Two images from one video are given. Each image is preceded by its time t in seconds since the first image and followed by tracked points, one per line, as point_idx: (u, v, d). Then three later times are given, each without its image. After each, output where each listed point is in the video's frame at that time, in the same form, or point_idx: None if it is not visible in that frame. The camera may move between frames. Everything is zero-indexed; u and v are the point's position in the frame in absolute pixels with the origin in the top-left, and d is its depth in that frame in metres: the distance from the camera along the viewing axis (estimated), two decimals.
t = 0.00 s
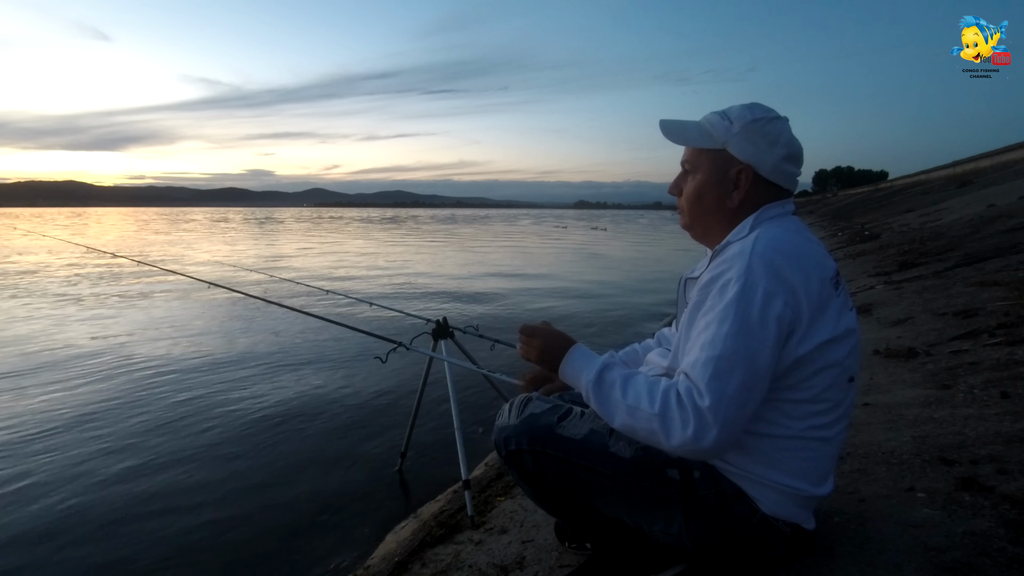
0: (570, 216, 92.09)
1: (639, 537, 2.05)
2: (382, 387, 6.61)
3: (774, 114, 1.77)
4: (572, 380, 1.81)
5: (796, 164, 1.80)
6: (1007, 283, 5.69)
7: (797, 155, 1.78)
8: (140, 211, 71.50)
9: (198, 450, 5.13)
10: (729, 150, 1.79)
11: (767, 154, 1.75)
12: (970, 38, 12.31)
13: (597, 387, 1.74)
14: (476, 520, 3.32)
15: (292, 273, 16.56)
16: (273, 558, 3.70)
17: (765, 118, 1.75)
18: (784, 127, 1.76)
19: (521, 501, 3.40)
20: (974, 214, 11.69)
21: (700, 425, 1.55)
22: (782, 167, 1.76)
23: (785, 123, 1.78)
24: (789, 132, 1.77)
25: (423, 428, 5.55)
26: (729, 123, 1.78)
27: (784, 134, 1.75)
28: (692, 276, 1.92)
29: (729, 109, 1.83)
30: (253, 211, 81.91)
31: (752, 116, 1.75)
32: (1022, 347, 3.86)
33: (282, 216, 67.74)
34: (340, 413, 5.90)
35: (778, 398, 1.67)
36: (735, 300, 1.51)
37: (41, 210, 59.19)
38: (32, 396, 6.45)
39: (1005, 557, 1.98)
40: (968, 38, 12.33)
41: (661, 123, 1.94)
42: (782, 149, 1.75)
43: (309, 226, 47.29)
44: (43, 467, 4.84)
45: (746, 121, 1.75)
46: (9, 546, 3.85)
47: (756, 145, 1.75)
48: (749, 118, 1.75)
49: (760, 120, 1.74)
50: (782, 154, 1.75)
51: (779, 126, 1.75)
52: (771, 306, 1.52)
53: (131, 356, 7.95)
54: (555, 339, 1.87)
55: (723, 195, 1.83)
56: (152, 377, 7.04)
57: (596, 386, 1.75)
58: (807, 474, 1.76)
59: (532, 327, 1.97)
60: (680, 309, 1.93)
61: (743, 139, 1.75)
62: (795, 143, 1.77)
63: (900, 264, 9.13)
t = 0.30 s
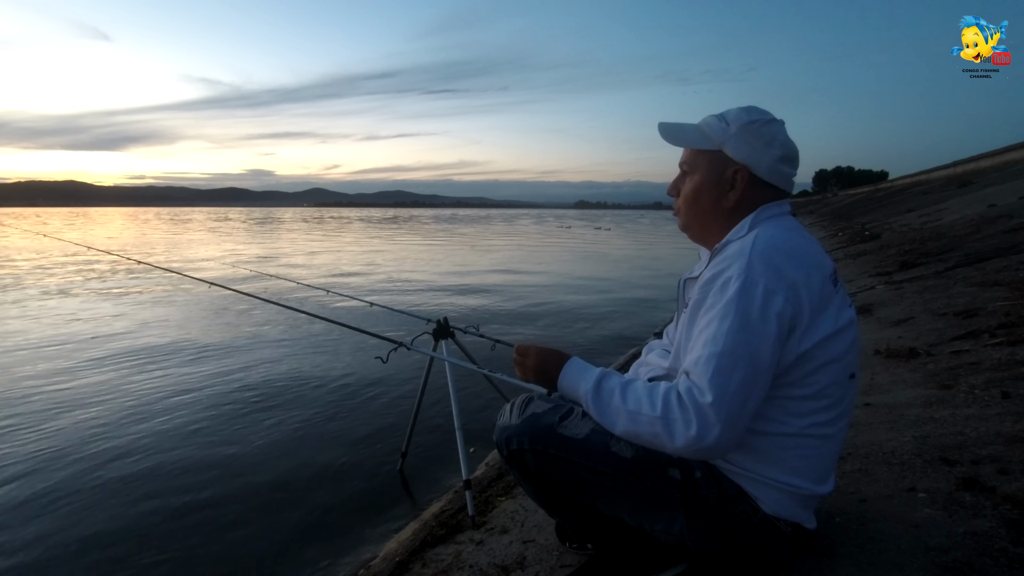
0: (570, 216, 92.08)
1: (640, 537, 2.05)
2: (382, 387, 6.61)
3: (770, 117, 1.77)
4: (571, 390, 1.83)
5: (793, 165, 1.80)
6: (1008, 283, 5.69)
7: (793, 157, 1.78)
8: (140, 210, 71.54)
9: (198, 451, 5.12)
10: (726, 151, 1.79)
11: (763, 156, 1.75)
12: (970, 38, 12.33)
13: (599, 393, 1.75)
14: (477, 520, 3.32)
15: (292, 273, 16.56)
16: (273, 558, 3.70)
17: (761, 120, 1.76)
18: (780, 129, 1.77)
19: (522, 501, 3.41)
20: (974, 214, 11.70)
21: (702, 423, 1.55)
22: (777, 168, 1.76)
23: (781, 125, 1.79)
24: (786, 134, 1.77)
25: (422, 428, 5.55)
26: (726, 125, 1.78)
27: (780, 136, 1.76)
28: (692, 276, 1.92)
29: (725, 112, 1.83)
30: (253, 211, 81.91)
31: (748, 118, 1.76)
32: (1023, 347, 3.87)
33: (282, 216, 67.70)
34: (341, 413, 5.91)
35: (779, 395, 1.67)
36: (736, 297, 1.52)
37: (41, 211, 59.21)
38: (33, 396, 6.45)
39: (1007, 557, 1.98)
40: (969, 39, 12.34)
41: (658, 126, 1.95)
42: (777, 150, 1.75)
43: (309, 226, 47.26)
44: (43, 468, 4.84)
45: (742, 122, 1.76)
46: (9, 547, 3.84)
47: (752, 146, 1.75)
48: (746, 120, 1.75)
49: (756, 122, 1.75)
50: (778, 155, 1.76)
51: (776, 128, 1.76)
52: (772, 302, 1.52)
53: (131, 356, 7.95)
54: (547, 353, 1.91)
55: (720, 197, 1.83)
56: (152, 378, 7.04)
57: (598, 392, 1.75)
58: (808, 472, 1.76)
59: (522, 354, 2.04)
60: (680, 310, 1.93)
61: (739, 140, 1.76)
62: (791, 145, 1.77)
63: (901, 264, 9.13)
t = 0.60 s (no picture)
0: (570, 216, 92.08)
1: (640, 537, 2.05)
2: (383, 388, 6.62)
3: (760, 117, 1.77)
4: (573, 392, 1.83)
5: (785, 165, 1.80)
6: (1008, 283, 5.69)
7: (785, 157, 1.78)
8: (141, 210, 71.64)
9: (198, 451, 5.13)
10: (718, 153, 1.79)
11: (754, 157, 1.75)
12: (970, 38, 12.31)
13: (601, 394, 1.75)
14: (477, 520, 3.32)
15: (293, 273, 16.58)
16: (274, 560, 3.71)
17: (751, 121, 1.76)
18: (771, 129, 1.77)
19: (522, 501, 3.41)
20: (974, 214, 11.70)
21: (702, 423, 1.55)
22: (769, 168, 1.76)
23: (773, 125, 1.79)
24: (777, 134, 1.77)
25: (423, 428, 5.55)
26: (717, 127, 1.78)
27: (771, 136, 1.76)
28: (689, 277, 1.92)
29: (716, 114, 1.84)
30: (253, 211, 81.98)
31: (738, 120, 1.76)
32: (1023, 347, 3.87)
33: (282, 216, 67.74)
34: (341, 414, 5.91)
35: (777, 393, 1.68)
36: (731, 296, 1.52)
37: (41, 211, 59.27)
38: (33, 397, 6.46)
39: (1006, 557, 1.98)
40: (969, 38, 12.32)
41: (652, 131, 1.96)
42: (769, 150, 1.75)
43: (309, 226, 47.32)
44: (44, 470, 4.85)
45: (732, 124, 1.76)
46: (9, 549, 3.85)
47: (743, 147, 1.75)
48: (736, 122, 1.76)
49: (746, 123, 1.75)
50: (769, 155, 1.75)
51: (766, 128, 1.76)
52: (768, 300, 1.53)
53: (131, 357, 7.95)
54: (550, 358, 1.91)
55: (713, 198, 1.83)
56: (153, 379, 7.05)
57: (599, 393, 1.76)
58: (807, 470, 1.76)
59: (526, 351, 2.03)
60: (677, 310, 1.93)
61: (730, 142, 1.76)
62: (783, 145, 1.77)
63: (901, 264, 9.13)
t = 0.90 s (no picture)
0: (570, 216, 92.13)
1: (641, 537, 2.05)
2: (382, 388, 6.61)
3: (761, 117, 1.77)
4: (590, 394, 1.84)
5: (786, 164, 1.79)
6: (1009, 283, 5.69)
7: (786, 157, 1.78)
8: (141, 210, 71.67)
9: (197, 452, 5.13)
10: (719, 153, 1.79)
11: (755, 157, 1.75)
12: (970, 38, 12.29)
13: (614, 398, 1.76)
14: (478, 521, 3.32)
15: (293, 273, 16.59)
16: (273, 560, 3.71)
17: (752, 121, 1.76)
18: (771, 129, 1.76)
19: (522, 501, 3.41)
20: (974, 214, 11.70)
21: (711, 428, 1.55)
22: (770, 168, 1.76)
23: (773, 125, 1.79)
24: (777, 134, 1.77)
25: (423, 428, 5.55)
26: (717, 127, 1.78)
27: (771, 136, 1.76)
28: (690, 279, 1.92)
29: (716, 114, 1.84)
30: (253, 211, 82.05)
31: (738, 120, 1.76)
32: None
33: (282, 216, 67.84)
34: (341, 414, 5.91)
35: (781, 396, 1.68)
36: (736, 300, 1.52)
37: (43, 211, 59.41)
38: (33, 398, 6.46)
39: (1007, 557, 1.98)
40: (969, 38, 12.30)
41: (652, 131, 1.96)
42: (770, 150, 1.75)
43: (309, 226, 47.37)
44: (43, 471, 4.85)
45: (733, 124, 1.76)
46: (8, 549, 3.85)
47: (744, 147, 1.75)
48: (736, 122, 1.76)
49: (746, 123, 1.75)
50: (770, 156, 1.75)
51: (767, 128, 1.76)
52: (772, 303, 1.52)
53: (131, 357, 7.95)
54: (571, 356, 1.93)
55: (714, 199, 1.83)
56: (153, 379, 7.05)
57: (613, 397, 1.76)
58: (810, 471, 1.76)
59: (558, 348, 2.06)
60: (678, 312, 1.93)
61: (731, 142, 1.76)
62: (784, 145, 1.77)
63: (902, 264, 9.13)
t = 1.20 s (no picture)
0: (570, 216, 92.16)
1: (640, 538, 2.05)
2: (382, 388, 6.62)
3: (767, 116, 1.77)
4: (597, 394, 1.84)
5: (792, 164, 1.80)
6: (1009, 283, 5.69)
7: (792, 155, 1.78)
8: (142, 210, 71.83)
9: (196, 452, 5.13)
10: (724, 153, 1.79)
11: (761, 157, 1.75)
12: (970, 38, 12.31)
13: (620, 398, 1.76)
14: (477, 520, 3.33)
15: (293, 273, 16.60)
16: (273, 561, 3.71)
17: (758, 120, 1.76)
18: (777, 128, 1.77)
19: (522, 501, 3.41)
20: (974, 214, 11.71)
21: (709, 431, 1.55)
22: (777, 167, 1.76)
23: (779, 124, 1.79)
24: (783, 133, 1.77)
25: (422, 428, 5.55)
26: (723, 126, 1.78)
27: (777, 135, 1.76)
28: (693, 279, 1.92)
29: (721, 112, 1.84)
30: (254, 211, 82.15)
31: (744, 119, 1.76)
32: (1023, 347, 3.87)
33: (282, 216, 67.89)
34: (340, 413, 5.91)
35: (781, 400, 1.68)
36: (738, 304, 1.52)
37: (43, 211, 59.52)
38: (33, 399, 6.46)
39: (1005, 557, 1.98)
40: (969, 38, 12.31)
41: (654, 130, 1.96)
42: (776, 150, 1.75)
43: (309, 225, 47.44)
44: (42, 471, 4.85)
45: (739, 123, 1.76)
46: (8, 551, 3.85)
47: (750, 146, 1.75)
48: (742, 121, 1.76)
49: (752, 122, 1.75)
50: (776, 155, 1.75)
51: (773, 127, 1.76)
52: (775, 307, 1.52)
53: (131, 357, 7.96)
54: (585, 356, 1.92)
55: (720, 198, 1.83)
56: (153, 379, 7.06)
57: (617, 398, 1.77)
58: (809, 473, 1.76)
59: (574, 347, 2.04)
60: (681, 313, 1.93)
61: (736, 142, 1.76)
62: (789, 144, 1.77)
63: (901, 264, 9.14)
